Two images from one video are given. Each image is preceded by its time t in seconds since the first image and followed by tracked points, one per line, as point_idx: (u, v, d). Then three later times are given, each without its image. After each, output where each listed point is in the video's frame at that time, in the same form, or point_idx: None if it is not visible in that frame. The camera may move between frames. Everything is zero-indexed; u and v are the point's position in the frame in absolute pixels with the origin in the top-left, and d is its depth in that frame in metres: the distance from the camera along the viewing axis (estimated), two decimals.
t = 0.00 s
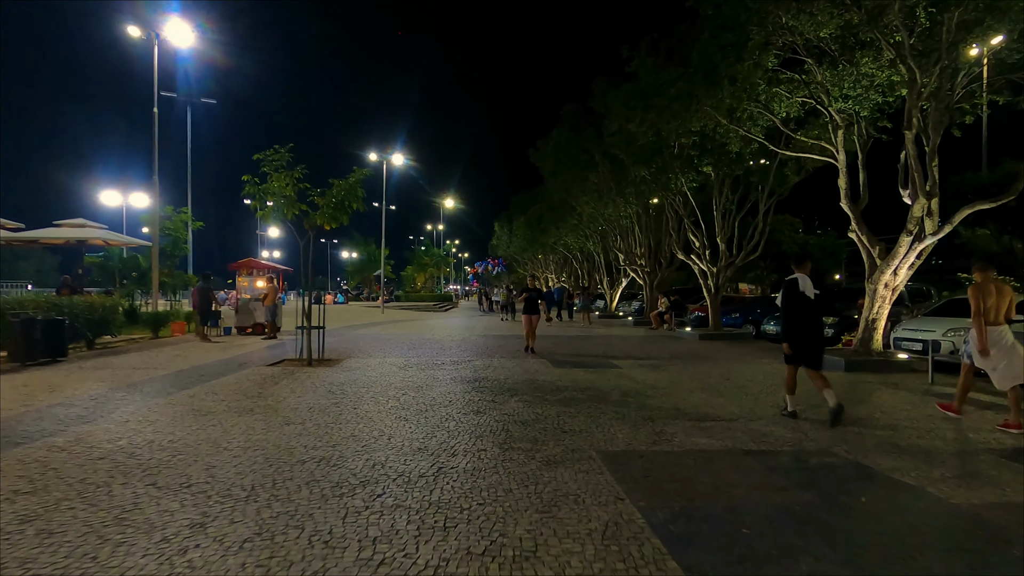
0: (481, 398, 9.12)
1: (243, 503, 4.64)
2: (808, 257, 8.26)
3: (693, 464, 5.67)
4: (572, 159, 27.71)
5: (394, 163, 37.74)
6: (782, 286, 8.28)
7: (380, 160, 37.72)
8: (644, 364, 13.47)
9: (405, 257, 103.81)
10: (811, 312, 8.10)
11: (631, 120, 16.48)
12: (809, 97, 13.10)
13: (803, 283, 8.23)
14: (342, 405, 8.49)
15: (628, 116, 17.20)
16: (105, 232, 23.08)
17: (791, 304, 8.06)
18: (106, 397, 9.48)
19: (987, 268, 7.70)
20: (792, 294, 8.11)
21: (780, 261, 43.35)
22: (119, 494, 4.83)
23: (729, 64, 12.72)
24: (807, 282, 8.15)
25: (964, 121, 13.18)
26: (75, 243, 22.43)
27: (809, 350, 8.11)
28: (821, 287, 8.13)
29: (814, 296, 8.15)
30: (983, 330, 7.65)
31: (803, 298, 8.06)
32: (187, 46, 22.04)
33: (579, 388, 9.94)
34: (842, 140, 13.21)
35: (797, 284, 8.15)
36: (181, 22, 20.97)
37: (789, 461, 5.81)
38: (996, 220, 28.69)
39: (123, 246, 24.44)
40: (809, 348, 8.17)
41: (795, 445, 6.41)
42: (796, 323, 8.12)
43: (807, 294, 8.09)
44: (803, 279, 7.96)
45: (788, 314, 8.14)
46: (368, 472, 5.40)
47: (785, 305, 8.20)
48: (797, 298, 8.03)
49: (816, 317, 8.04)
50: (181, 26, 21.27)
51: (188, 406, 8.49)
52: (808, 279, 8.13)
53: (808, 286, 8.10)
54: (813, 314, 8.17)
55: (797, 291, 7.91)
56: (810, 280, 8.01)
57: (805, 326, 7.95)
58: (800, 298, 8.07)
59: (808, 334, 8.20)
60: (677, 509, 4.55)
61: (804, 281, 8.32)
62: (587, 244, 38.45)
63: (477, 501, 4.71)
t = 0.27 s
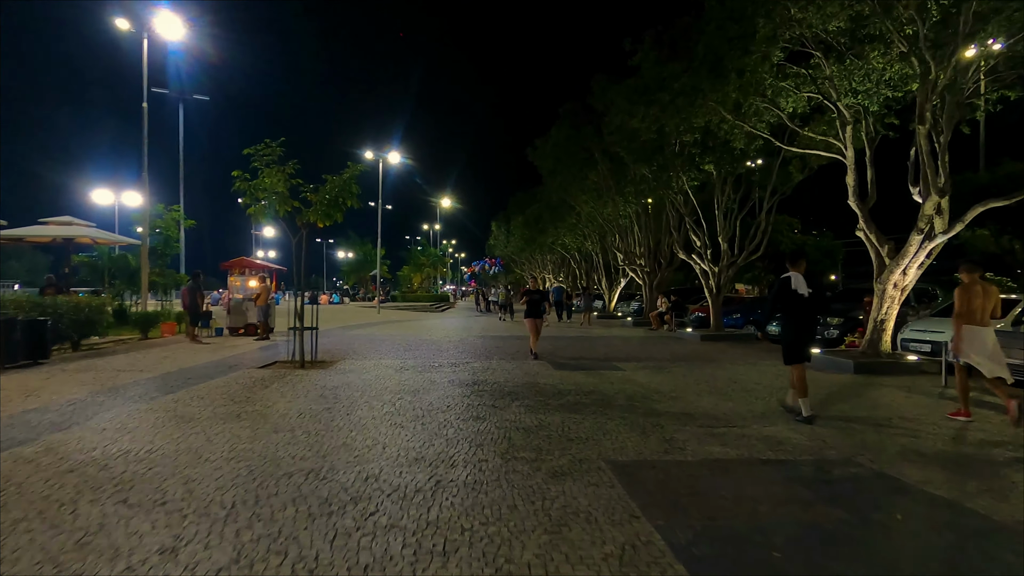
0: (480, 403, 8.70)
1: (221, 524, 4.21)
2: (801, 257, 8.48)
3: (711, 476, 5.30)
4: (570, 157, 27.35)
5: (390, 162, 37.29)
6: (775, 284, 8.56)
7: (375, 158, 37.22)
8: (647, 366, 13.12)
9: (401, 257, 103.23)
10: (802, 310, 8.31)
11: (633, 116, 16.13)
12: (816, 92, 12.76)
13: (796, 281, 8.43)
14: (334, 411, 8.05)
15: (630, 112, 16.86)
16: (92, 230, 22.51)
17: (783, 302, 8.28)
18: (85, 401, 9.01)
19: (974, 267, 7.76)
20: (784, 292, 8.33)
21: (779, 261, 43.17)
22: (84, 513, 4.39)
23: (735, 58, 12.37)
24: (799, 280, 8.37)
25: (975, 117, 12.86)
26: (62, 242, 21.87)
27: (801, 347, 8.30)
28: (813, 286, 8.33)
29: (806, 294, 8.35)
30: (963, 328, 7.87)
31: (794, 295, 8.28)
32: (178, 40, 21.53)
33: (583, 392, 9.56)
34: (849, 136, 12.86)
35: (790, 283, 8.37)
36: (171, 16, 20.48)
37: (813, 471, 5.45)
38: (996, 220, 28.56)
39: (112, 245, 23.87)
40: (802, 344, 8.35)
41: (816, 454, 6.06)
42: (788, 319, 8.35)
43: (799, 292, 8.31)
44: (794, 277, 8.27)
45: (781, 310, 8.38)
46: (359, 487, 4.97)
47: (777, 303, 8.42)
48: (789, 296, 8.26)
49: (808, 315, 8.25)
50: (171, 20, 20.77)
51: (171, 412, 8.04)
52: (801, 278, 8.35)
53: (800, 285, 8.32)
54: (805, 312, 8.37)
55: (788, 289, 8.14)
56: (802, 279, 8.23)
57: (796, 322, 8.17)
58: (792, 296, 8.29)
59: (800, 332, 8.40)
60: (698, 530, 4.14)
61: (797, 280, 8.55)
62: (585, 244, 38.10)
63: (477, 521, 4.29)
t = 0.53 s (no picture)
0: (477, 409, 8.32)
1: (193, 550, 3.82)
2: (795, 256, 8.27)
3: (727, 492, 4.94)
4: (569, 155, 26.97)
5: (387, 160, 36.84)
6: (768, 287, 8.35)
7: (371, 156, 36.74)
8: (648, 368, 12.75)
9: (397, 257, 102.89)
10: (794, 310, 8.18)
11: (635, 112, 15.75)
12: (824, 86, 12.40)
13: (788, 282, 8.27)
14: (323, 418, 7.65)
15: (632, 108, 16.47)
16: (81, 229, 21.96)
17: (775, 302, 8.15)
18: (65, 407, 8.59)
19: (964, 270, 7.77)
20: (776, 293, 8.19)
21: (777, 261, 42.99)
22: (46, 538, 4.00)
23: (741, 51, 12.00)
24: (793, 281, 8.21)
25: (987, 113, 12.54)
26: (50, 240, 21.34)
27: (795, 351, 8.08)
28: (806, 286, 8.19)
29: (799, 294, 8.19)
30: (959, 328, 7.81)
31: (786, 296, 8.14)
32: (168, 34, 21.01)
33: (585, 397, 9.18)
34: (858, 132, 12.51)
35: (782, 283, 8.21)
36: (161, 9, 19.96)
37: (834, 488, 5.10)
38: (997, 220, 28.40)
39: (101, 244, 23.34)
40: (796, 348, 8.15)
41: (835, 467, 5.71)
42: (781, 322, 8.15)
43: (791, 292, 8.15)
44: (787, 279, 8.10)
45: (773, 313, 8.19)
46: (346, 505, 4.59)
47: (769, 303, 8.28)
48: (779, 297, 8.13)
49: (800, 315, 8.13)
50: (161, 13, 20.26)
51: (153, 419, 7.63)
52: (793, 278, 8.18)
53: (793, 285, 8.16)
54: (797, 313, 8.23)
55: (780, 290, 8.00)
56: (794, 280, 8.07)
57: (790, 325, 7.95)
58: (783, 296, 8.16)
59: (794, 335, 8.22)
60: (719, 561, 3.79)
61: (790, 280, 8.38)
62: (583, 244, 37.77)
63: (475, 547, 3.92)
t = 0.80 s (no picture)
0: (474, 414, 7.90)
1: None
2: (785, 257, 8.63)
3: (746, 508, 4.52)
4: (567, 154, 26.58)
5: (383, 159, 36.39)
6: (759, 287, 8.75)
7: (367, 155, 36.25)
8: (651, 371, 12.35)
9: (394, 258, 102.30)
10: (785, 309, 8.56)
11: (636, 107, 15.37)
12: (830, 79, 12.05)
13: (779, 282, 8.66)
14: (310, 426, 7.21)
15: (632, 103, 16.10)
16: (68, 228, 21.40)
17: (768, 302, 8.53)
18: (37, 414, 8.10)
19: (948, 270, 8.08)
20: (769, 293, 8.57)
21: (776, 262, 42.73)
22: None
23: (746, 42, 11.64)
24: (784, 281, 8.59)
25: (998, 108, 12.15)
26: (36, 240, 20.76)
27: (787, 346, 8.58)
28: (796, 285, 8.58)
29: (789, 293, 8.59)
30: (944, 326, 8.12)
31: (777, 296, 8.52)
32: (157, 28, 20.49)
33: (586, 402, 8.74)
34: (865, 126, 12.17)
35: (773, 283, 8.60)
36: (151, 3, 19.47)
37: (861, 501, 4.69)
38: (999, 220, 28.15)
39: (89, 244, 22.77)
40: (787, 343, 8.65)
41: (858, 477, 5.30)
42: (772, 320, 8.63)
43: (783, 292, 8.53)
44: (779, 279, 8.39)
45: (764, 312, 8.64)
46: (329, 527, 4.16)
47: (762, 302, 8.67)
48: (771, 297, 8.52)
49: (791, 314, 8.53)
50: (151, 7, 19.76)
51: (128, 428, 7.16)
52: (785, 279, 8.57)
53: (784, 285, 8.54)
54: (789, 311, 8.64)
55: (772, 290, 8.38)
56: (786, 280, 8.45)
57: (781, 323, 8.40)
58: (775, 296, 8.56)
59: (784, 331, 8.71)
60: None
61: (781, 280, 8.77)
62: (581, 244, 37.40)
63: (471, 574, 3.50)
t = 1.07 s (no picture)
0: (470, 422, 7.53)
1: None
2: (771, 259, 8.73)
3: (765, 533, 4.16)
4: (566, 151, 26.20)
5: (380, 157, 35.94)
6: (745, 290, 8.84)
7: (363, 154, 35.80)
8: (654, 374, 11.97)
9: (392, 257, 101.86)
10: (773, 310, 8.65)
11: (637, 103, 14.99)
12: (837, 75, 11.65)
13: (766, 283, 8.76)
14: (297, 437, 6.83)
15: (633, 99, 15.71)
16: (56, 228, 20.93)
17: (756, 303, 8.61)
18: (9, 423, 7.69)
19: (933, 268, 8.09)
20: (757, 294, 8.65)
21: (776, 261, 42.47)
22: None
23: (752, 35, 11.25)
24: (771, 282, 8.70)
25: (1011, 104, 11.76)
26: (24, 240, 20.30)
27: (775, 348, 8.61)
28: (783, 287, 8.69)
29: (776, 294, 8.70)
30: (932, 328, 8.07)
31: (765, 297, 8.62)
32: (148, 23, 20.02)
33: (588, 408, 8.39)
34: (873, 121, 11.79)
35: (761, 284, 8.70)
36: None
37: (889, 522, 4.34)
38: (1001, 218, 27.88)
39: (79, 244, 22.31)
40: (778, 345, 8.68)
41: (882, 493, 4.96)
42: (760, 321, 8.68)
43: (770, 293, 8.62)
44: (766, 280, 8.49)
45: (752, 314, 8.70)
46: (307, 558, 3.78)
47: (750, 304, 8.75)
48: (759, 298, 8.61)
49: (779, 315, 8.62)
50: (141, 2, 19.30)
51: (102, 439, 6.76)
52: (771, 280, 8.68)
53: (771, 286, 8.65)
54: (777, 312, 8.74)
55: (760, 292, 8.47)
56: (773, 281, 8.56)
57: (771, 325, 8.46)
58: (763, 298, 8.65)
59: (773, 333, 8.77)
60: None
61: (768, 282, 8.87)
62: (580, 243, 37.05)
63: None
